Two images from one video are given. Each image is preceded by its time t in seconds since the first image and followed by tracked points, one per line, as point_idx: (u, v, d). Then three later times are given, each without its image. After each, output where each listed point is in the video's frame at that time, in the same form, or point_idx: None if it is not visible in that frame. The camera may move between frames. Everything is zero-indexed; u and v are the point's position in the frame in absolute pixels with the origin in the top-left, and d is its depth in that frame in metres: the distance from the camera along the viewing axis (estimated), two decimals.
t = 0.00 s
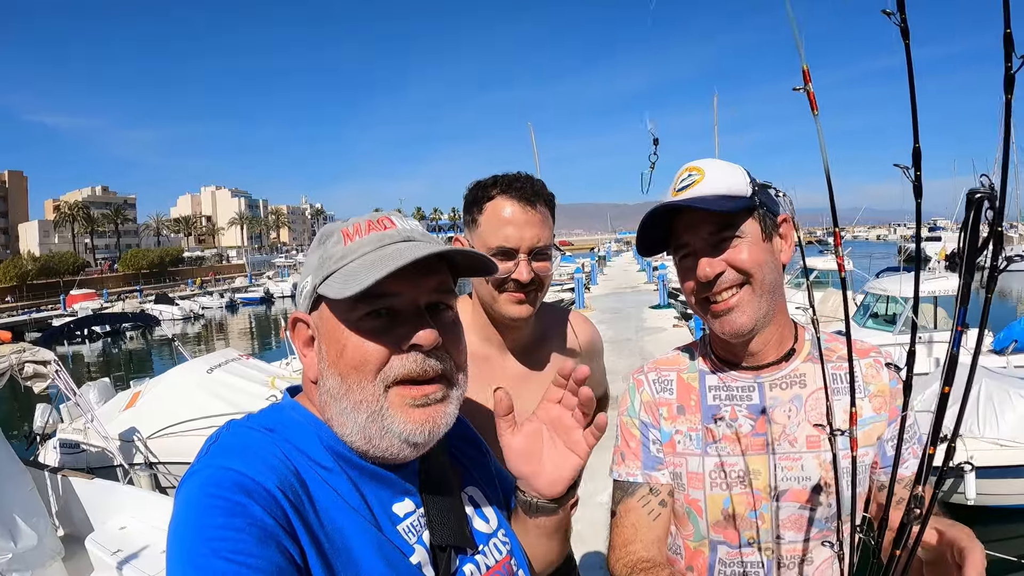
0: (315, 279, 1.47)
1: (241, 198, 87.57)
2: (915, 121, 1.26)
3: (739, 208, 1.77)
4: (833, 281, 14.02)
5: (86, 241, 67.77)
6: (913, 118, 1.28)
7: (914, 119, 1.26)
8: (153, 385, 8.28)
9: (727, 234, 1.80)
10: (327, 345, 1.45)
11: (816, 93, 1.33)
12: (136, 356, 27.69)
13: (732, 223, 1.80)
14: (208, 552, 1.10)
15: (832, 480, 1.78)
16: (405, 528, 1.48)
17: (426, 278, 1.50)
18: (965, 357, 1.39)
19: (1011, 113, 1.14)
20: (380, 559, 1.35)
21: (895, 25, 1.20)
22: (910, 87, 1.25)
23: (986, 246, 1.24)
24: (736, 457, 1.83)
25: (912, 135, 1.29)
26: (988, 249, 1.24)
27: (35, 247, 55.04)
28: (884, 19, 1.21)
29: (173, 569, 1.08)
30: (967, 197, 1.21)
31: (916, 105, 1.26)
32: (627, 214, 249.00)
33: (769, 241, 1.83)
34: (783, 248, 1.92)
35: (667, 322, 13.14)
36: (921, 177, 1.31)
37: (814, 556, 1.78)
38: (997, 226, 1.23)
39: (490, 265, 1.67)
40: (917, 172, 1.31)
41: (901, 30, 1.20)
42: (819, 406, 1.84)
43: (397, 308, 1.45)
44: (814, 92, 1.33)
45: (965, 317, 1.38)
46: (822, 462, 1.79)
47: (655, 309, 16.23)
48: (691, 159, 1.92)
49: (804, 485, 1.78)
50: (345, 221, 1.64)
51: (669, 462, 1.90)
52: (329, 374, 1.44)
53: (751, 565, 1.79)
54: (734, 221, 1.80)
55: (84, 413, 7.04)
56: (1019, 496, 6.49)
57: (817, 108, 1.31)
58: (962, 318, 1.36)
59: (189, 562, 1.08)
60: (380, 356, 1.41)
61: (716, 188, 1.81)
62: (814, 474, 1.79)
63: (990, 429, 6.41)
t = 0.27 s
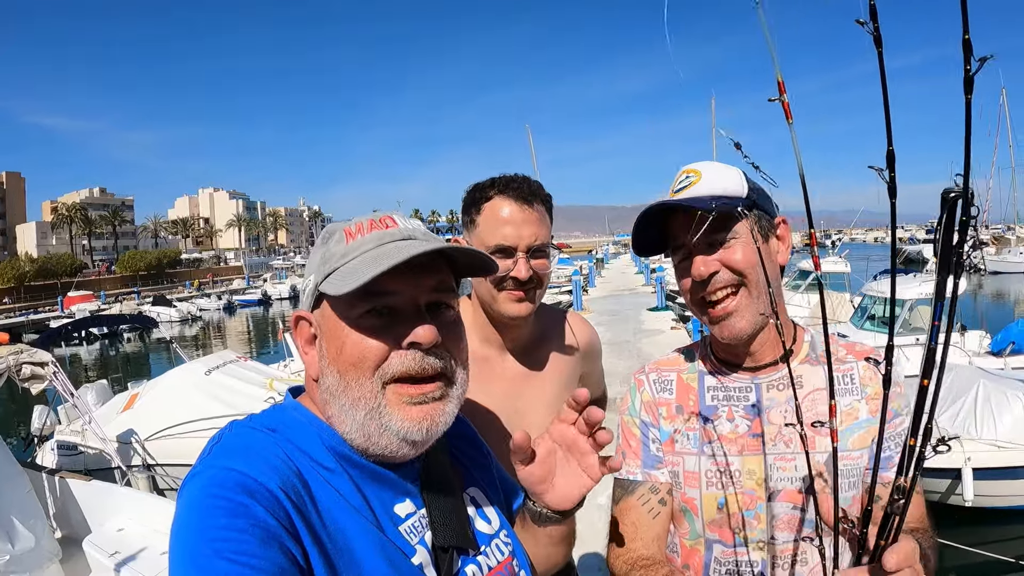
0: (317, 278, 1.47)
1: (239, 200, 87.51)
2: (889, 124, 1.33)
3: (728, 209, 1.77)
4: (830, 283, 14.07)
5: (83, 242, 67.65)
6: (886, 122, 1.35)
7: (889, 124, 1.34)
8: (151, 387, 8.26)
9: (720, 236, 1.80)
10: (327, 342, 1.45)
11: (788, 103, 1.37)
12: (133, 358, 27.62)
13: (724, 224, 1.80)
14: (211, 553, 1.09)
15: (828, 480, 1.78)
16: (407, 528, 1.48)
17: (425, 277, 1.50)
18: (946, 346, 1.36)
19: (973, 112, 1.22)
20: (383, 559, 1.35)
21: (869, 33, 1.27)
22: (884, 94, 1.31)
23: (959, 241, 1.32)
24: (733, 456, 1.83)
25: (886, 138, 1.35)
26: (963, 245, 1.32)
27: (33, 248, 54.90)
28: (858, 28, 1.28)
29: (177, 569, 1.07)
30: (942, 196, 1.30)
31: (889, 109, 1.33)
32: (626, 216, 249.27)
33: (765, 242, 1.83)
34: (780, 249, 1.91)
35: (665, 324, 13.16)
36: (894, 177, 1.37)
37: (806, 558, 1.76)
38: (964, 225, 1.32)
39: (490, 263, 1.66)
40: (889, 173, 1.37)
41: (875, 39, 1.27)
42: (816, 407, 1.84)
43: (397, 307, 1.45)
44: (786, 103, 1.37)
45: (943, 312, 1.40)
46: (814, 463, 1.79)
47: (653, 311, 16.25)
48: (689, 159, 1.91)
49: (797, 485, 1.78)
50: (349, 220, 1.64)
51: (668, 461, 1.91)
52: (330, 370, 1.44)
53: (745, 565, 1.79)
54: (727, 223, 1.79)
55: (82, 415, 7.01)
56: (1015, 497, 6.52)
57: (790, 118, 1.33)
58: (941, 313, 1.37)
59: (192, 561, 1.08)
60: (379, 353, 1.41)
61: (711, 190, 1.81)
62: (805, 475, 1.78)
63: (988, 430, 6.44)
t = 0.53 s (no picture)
0: (321, 270, 1.45)
1: (236, 197, 87.30)
2: (877, 111, 1.38)
3: (740, 197, 1.77)
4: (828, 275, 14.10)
5: (80, 241, 67.44)
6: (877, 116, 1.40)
7: (878, 112, 1.38)
8: (150, 386, 8.26)
9: (730, 224, 1.80)
10: (334, 337, 1.44)
11: (792, 95, 1.44)
12: (132, 356, 27.60)
13: (735, 213, 1.80)
14: (209, 552, 1.10)
15: (825, 475, 1.78)
16: (406, 526, 1.48)
17: (433, 270, 1.51)
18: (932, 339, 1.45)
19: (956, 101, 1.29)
20: (380, 558, 1.35)
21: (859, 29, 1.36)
22: (873, 84, 1.39)
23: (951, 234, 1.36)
24: (731, 449, 1.83)
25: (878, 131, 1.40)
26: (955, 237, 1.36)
27: (30, 247, 54.75)
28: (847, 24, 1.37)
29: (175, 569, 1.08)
30: (931, 187, 1.36)
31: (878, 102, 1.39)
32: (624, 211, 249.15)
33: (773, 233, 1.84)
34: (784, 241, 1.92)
35: (664, 318, 13.17)
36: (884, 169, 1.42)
37: (801, 553, 1.78)
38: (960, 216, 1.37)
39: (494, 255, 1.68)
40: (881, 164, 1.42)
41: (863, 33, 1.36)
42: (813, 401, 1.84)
43: (406, 298, 1.45)
44: (790, 95, 1.44)
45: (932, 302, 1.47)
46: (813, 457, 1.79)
47: (651, 305, 16.27)
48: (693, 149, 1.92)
49: (795, 479, 1.79)
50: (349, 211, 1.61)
51: (667, 453, 1.91)
52: (337, 366, 1.44)
53: (740, 557, 1.80)
54: (738, 211, 1.80)
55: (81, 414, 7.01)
56: (1012, 488, 6.56)
57: (795, 109, 1.40)
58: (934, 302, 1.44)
59: (190, 561, 1.08)
60: (390, 344, 1.41)
61: (719, 179, 1.81)
62: (803, 468, 1.79)
63: (986, 421, 6.47)
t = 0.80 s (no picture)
0: (397, 270, 1.39)
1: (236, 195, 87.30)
2: (885, 110, 1.44)
3: (737, 194, 1.77)
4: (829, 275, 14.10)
5: (80, 238, 67.48)
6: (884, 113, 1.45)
7: (885, 113, 1.44)
8: (150, 383, 8.26)
9: (725, 221, 1.80)
10: (406, 336, 1.42)
11: (795, 95, 1.51)
12: (132, 353, 27.60)
13: (729, 210, 1.80)
14: (208, 552, 1.10)
15: (824, 475, 1.78)
16: (407, 524, 1.48)
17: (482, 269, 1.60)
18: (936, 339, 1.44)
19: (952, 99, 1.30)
20: (379, 557, 1.35)
21: (868, 28, 1.39)
22: (878, 83, 1.43)
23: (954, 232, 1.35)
24: (729, 450, 1.83)
25: (885, 129, 1.45)
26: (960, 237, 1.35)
27: (29, 244, 54.79)
28: (857, 23, 1.40)
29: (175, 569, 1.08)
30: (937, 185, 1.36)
31: (884, 99, 1.44)
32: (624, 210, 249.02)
33: (767, 233, 1.84)
34: (781, 241, 1.91)
35: (664, 317, 13.17)
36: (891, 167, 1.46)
37: (806, 553, 1.77)
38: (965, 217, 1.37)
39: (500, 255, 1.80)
40: (888, 162, 1.45)
41: (873, 32, 1.39)
42: (813, 401, 1.84)
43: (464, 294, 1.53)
44: (794, 94, 1.51)
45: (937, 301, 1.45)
46: (812, 458, 1.79)
47: (651, 304, 16.26)
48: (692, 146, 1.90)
49: (795, 479, 1.79)
50: (365, 207, 1.49)
51: (665, 454, 1.91)
52: (413, 366, 1.43)
53: (740, 558, 1.80)
54: (732, 209, 1.80)
55: (80, 411, 7.01)
56: (1012, 488, 6.56)
57: (796, 107, 1.48)
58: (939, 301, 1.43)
59: (189, 561, 1.09)
60: (465, 337, 1.50)
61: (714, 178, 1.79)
62: (803, 468, 1.79)
63: (986, 421, 6.47)
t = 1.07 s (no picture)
0: (409, 271, 1.40)
1: (238, 206, 87.69)
2: (883, 108, 1.45)
3: (724, 209, 1.77)
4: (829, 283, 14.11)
5: (83, 250, 67.72)
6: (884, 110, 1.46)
7: (882, 111, 1.45)
8: (151, 393, 8.26)
9: (712, 234, 1.80)
10: (417, 336, 1.42)
11: (799, 96, 1.53)
12: (133, 364, 27.60)
13: (715, 224, 1.80)
14: (209, 555, 1.09)
15: (821, 479, 1.78)
16: (408, 526, 1.46)
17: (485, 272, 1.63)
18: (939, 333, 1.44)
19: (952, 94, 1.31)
20: (379, 559, 1.34)
21: (867, 28, 1.40)
22: (877, 83, 1.44)
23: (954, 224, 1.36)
24: (726, 455, 1.83)
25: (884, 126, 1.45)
26: (960, 227, 1.36)
27: (32, 255, 54.99)
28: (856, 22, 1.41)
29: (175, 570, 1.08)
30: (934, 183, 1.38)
31: (883, 97, 1.45)
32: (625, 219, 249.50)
33: (759, 242, 1.82)
34: (775, 248, 1.90)
35: (665, 326, 13.16)
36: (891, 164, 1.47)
37: (809, 557, 1.77)
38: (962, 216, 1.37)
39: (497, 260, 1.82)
40: (887, 159, 1.46)
41: (872, 32, 1.39)
42: (811, 405, 1.83)
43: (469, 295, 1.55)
44: (798, 95, 1.53)
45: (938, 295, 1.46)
46: (812, 461, 1.79)
47: (652, 313, 16.26)
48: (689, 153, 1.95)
49: (795, 483, 1.78)
50: (375, 209, 1.49)
51: (663, 460, 1.91)
52: (424, 365, 1.43)
53: (740, 562, 1.79)
54: (719, 223, 1.79)
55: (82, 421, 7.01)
56: (1017, 495, 6.51)
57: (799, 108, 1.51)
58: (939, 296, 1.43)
59: (190, 563, 1.09)
60: (472, 337, 1.52)
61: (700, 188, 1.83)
62: (802, 472, 1.79)
63: (989, 428, 6.44)
